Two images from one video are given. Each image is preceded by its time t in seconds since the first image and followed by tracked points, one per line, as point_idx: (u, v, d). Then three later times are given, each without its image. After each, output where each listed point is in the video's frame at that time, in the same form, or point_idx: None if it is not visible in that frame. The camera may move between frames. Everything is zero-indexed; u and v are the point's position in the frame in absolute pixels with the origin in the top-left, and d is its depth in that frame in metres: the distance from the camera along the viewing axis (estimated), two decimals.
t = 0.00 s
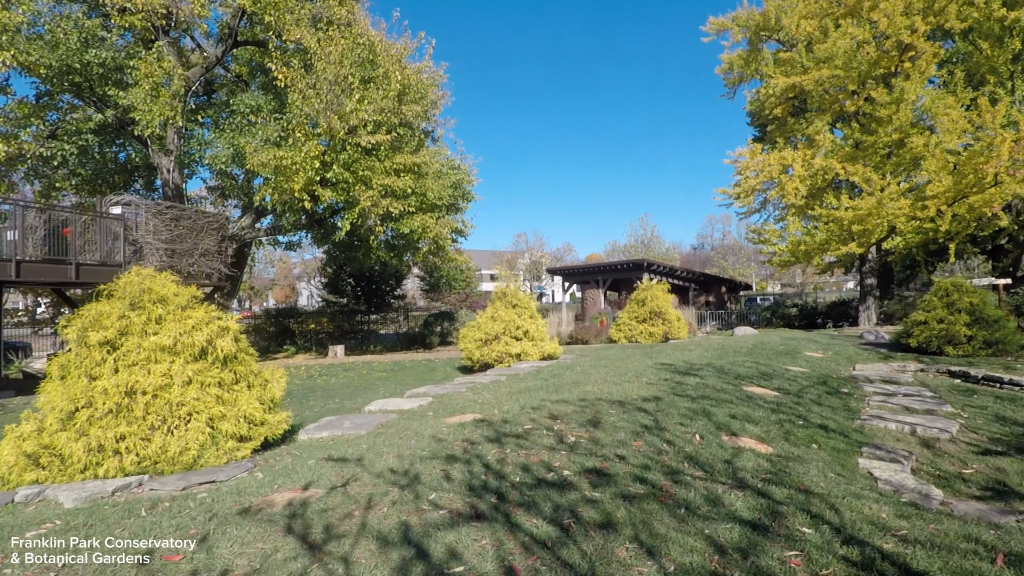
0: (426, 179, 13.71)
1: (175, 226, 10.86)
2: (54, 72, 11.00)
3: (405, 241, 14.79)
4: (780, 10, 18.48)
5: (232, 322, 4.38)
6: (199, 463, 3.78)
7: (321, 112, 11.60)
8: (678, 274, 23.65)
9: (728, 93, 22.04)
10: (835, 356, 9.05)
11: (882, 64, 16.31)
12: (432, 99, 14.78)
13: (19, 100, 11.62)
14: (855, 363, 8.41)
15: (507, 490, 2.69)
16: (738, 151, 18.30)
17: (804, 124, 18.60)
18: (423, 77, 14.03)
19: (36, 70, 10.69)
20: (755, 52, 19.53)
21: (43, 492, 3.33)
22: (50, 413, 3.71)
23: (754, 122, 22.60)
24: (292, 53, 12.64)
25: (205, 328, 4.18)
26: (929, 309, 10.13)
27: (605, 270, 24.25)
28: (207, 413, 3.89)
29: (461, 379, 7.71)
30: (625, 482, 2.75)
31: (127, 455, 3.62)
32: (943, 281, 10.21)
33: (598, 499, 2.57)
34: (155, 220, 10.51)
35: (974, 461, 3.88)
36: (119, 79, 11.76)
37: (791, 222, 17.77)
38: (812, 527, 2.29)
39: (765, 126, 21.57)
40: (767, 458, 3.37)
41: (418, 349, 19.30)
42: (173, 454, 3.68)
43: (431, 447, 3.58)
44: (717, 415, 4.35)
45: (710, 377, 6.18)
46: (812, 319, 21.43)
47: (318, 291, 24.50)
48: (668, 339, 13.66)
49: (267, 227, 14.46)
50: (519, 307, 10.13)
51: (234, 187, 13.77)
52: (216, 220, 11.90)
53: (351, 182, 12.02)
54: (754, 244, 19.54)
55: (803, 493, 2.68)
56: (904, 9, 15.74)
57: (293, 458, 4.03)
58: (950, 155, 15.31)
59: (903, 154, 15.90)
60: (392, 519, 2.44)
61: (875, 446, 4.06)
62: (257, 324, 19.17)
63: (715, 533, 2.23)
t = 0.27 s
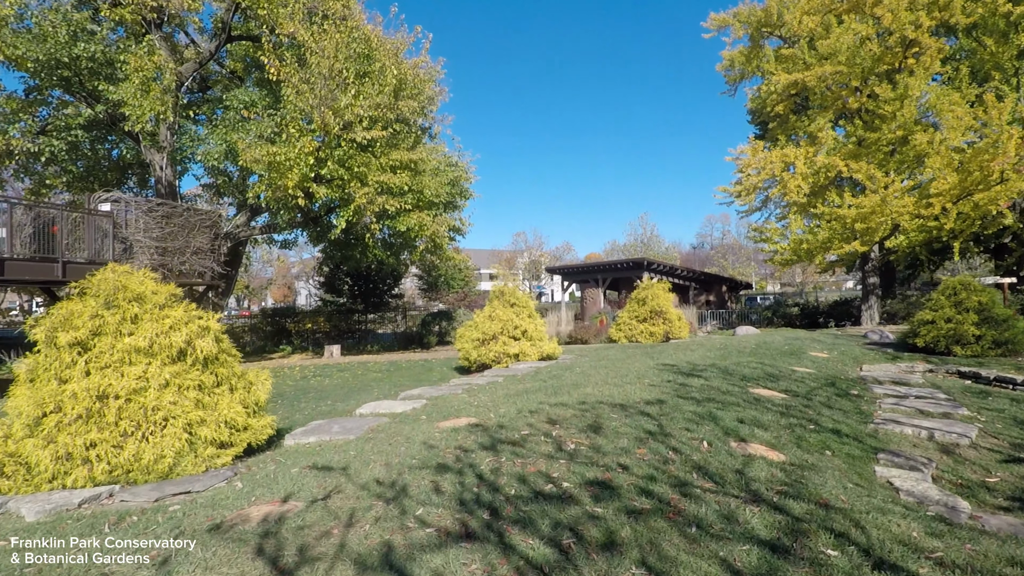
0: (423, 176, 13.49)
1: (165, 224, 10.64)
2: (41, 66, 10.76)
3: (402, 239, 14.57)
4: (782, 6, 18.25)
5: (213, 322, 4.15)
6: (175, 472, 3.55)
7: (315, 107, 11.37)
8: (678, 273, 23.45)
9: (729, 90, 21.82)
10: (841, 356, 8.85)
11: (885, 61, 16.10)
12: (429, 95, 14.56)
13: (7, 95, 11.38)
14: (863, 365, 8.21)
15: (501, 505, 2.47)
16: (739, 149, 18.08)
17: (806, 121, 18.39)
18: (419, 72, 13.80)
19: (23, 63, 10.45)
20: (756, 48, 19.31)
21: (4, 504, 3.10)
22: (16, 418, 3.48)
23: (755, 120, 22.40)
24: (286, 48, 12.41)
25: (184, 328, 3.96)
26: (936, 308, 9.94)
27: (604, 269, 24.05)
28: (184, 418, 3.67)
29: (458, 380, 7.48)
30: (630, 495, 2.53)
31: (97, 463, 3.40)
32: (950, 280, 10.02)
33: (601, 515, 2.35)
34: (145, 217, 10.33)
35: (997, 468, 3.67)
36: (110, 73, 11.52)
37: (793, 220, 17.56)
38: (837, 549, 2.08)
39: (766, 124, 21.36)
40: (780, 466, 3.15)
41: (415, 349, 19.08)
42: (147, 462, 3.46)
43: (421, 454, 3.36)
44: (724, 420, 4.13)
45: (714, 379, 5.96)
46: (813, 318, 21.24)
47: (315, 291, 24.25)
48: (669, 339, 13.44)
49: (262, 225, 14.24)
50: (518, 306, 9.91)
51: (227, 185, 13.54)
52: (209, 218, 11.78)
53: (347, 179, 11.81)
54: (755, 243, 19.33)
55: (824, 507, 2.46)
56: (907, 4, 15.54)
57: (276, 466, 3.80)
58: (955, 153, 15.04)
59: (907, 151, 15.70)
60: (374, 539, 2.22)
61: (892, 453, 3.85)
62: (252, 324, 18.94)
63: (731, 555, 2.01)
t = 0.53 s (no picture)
0: (421, 174, 13.25)
1: (156, 222, 10.36)
2: (28, 60, 10.48)
3: (399, 238, 14.33)
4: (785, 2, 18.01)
5: (192, 326, 3.88)
6: (148, 488, 3.29)
7: (309, 103, 11.12)
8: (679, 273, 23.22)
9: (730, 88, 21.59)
10: (850, 359, 8.63)
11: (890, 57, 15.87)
12: (426, 92, 14.31)
13: None
14: (873, 368, 7.98)
15: (499, 533, 2.23)
16: (741, 147, 17.82)
17: (808, 119, 18.17)
18: (416, 68, 13.55)
19: (9, 57, 10.17)
20: (758, 45, 19.07)
21: None
22: None
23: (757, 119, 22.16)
24: (280, 43, 12.15)
25: (161, 333, 3.69)
26: (946, 310, 9.72)
27: (604, 269, 23.82)
28: (158, 429, 3.40)
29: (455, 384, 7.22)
30: (643, 522, 2.29)
31: (63, 479, 3.13)
32: (960, 281, 9.81)
33: (610, 547, 2.10)
34: (135, 216, 9.99)
35: None
36: (99, 68, 11.25)
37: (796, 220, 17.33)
38: None
39: (768, 122, 21.13)
40: (802, 485, 2.91)
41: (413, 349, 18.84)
42: (118, 478, 3.20)
43: (413, 470, 3.11)
44: (737, 431, 3.89)
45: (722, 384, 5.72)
46: (815, 319, 21.02)
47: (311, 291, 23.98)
48: (671, 340, 13.21)
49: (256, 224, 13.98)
50: (517, 307, 9.67)
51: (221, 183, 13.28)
52: (201, 216, 11.50)
53: (342, 177, 11.57)
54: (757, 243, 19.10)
55: (858, 536, 2.22)
56: None
57: (259, 480, 3.54)
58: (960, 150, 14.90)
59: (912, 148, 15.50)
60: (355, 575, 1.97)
61: (917, 467, 3.61)
62: (247, 324, 18.68)
63: None
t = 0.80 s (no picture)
0: (420, 170, 12.98)
1: (147, 219, 10.07)
2: (16, 51, 10.19)
3: (398, 236, 14.07)
4: None
5: (172, 326, 3.58)
6: (121, 502, 3.01)
7: (305, 96, 10.84)
8: (681, 272, 22.97)
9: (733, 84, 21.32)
10: (863, 360, 8.37)
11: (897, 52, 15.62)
12: (426, 87, 14.03)
13: None
14: (888, 369, 7.73)
15: (508, 562, 1.96)
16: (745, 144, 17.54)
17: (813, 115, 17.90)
18: (415, 63, 13.28)
19: None
20: (761, 41, 18.80)
21: None
22: None
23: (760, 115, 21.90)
24: (276, 36, 11.87)
25: (137, 333, 3.39)
26: (960, 309, 9.46)
27: (606, 267, 23.55)
28: (134, 438, 3.11)
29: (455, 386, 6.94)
30: (672, 549, 2.02)
31: (27, 494, 2.85)
32: (974, 278, 9.58)
33: None
34: (127, 212, 9.67)
35: None
36: (89, 61, 10.96)
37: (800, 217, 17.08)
38: None
39: (771, 119, 20.86)
40: (840, 501, 2.64)
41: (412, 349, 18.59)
42: (88, 492, 2.93)
43: (411, 483, 2.84)
44: (759, 438, 3.62)
45: (737, 387, 5.46)
46: (819, 318, 20.78)
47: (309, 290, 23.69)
48: (675, 340, 12.95)
49: (252, 221, 13.71)
50: (518, 306, 9.40)
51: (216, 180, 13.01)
52: (194, 213, 11.21)
53: (338, 173, 11.33)
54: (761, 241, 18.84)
55: (918, 566, 1.95)
56: None
57: (244, 492, 3.26)
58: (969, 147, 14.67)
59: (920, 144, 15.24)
60: None
61: (955, 478, 3.34)
62: (244, 323, 18.40)
63: None
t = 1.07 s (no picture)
0: (418, 169, 12.72)
1: (138, 218, 9.78)
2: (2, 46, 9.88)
3: (396, 236, 13.82)
4: None
5: (151, 336, 3.26)
6: (90, 532, 2.72)
7: (300, 92, 10.56)
8: (682, 272, 22.75)
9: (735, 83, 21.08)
10: (875, 365, 8.14)
11: (903, 49, 15.38)
12: (424, 84, 13.76)
13: None
14: (902, 375, 7.50)
15: None
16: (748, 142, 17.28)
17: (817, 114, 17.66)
18: (413, 59, 13.01)
19: None
20: (764, 39, 18.55)
21: None
22: None
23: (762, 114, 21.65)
24: (270, 31, 11.59)
25: (111, 344, 3.09)
26: (973, 312, 9.24)
27: (606, 268, 23.31)
28: (106, 460, 2.82)
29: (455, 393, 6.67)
30: None
31: None
32: (987, 281, 9.40)
33: None
34: (116, 212, 9.38)
35: None
36: (79, 57, 10.67)
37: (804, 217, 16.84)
38: None
39: (774, 118, 20.61)
40: (884, 533, 2.39)
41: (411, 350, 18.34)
42: (51, 520, 2.64)
43: (410, 511, 2.58)
44: (783, 457, 3.38)
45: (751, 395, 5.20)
46: (822, 318, 20.56)
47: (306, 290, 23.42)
48: (678, 342, 12.71)
49: (247, 221, 13.44)
50: (520, 308, 9.15)
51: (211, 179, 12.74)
52: (186, 212, 10.92)
53: (335, 171, 11.07)
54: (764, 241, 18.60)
55: None
56: None
57: (227, 518, 2.98)
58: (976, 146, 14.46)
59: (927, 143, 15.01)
60: None
61: (997, 500, 3.10)
62: (239, 325, 18.12)
63: None
